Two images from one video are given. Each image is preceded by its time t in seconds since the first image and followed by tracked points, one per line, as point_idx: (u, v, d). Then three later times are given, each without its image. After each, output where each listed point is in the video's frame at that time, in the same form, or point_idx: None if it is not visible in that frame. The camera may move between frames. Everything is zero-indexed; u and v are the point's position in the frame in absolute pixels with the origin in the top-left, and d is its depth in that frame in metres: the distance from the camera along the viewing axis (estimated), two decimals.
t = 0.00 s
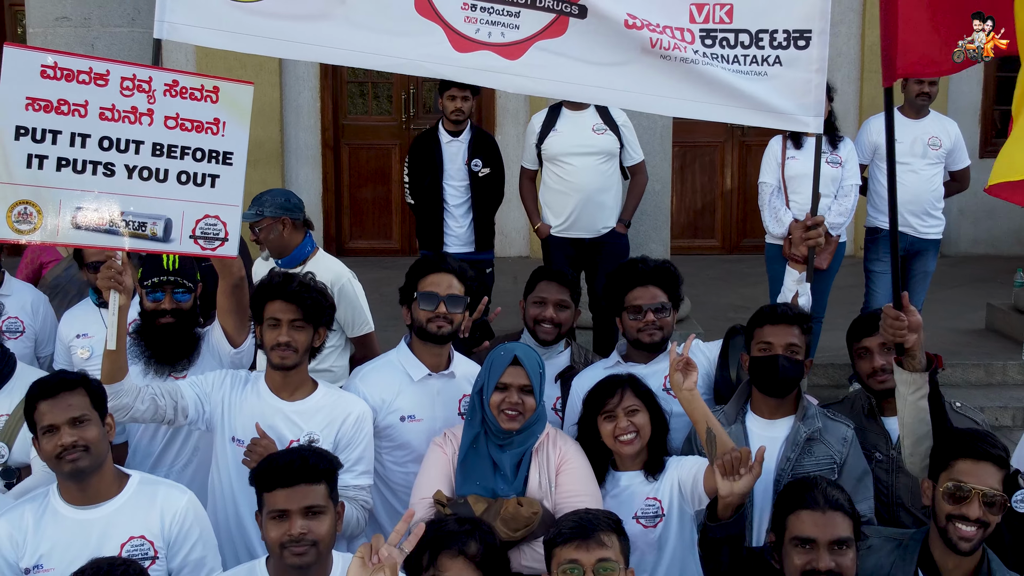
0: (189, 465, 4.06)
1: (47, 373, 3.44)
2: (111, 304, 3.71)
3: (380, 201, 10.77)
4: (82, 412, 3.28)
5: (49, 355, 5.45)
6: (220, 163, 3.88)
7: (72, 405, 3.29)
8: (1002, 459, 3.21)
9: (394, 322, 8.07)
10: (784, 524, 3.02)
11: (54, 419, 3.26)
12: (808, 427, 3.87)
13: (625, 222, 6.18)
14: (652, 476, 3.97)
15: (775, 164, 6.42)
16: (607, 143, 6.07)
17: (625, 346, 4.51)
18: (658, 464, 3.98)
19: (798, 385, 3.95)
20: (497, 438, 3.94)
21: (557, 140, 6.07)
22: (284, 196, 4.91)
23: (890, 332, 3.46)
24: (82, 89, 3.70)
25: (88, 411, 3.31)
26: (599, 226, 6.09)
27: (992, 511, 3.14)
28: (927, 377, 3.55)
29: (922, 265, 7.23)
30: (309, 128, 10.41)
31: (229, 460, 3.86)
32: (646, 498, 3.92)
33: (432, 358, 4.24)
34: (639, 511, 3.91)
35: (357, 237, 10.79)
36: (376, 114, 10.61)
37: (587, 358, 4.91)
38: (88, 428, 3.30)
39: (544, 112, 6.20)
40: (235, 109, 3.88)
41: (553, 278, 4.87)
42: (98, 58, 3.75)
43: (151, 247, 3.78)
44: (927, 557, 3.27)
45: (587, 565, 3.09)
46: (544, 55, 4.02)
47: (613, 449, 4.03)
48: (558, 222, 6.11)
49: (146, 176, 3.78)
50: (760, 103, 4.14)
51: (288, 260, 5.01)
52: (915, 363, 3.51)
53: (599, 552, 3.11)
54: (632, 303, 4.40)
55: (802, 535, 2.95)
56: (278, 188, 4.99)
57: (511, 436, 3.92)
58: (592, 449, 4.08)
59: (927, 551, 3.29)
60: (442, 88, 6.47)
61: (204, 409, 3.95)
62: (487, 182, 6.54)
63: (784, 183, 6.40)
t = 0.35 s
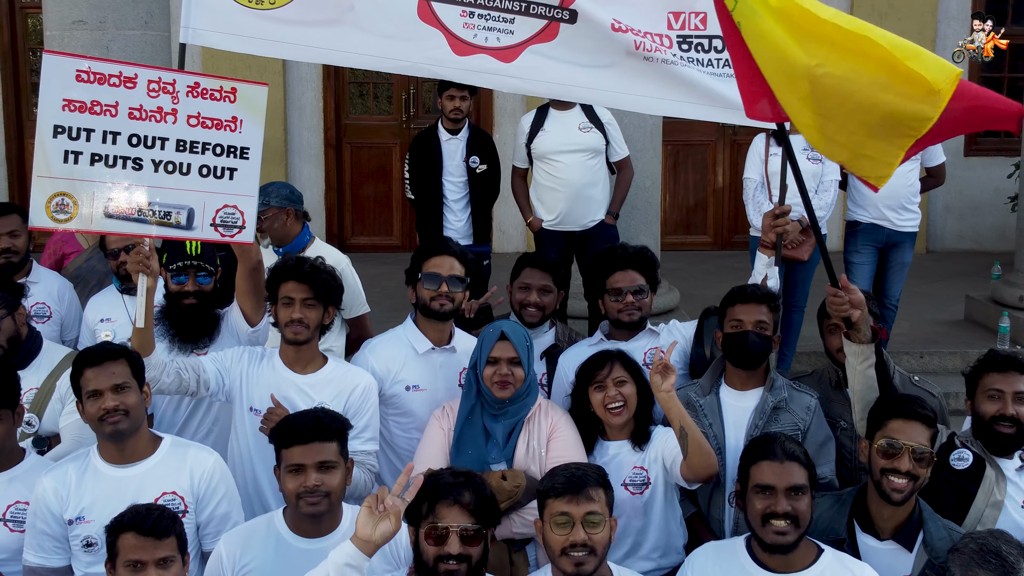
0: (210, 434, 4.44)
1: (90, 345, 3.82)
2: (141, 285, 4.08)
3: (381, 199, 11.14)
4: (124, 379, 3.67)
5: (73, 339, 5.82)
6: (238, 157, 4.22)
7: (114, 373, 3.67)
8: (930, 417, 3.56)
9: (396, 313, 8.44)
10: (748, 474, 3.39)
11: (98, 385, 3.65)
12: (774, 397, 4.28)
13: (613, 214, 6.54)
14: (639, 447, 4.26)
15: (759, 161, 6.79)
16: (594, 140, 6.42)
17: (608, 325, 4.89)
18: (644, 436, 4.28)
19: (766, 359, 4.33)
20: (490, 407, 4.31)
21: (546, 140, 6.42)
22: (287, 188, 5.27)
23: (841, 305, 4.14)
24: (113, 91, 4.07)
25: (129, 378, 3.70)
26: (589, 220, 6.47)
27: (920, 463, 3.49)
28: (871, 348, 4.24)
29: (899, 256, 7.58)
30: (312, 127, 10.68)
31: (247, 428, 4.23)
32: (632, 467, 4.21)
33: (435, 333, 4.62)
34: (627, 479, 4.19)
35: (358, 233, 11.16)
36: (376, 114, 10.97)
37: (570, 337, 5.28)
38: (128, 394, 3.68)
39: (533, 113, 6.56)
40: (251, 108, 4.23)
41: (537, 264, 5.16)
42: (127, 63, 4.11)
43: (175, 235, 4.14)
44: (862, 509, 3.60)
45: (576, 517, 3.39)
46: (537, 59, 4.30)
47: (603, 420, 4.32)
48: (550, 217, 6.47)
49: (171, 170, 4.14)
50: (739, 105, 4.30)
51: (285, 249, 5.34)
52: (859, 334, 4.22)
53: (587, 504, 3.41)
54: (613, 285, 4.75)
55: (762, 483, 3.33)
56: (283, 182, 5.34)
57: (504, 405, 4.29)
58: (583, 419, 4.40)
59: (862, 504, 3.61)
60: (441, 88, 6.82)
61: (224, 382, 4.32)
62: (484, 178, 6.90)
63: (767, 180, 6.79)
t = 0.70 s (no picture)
0: (227, 408, 4.79)
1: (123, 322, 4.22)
2: (163, 270, 4.45)
3: (381, 196, 11.45)
4: (154, 351, 4.04)
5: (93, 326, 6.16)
6: (251, 150, 4.56)
7: (145, 347, 4.05)
8: (883, 388, 3.89)
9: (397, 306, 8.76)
10: (718, 436, 3.78)
11: (130, 357, 4.03)
12: (749, 372, 4.65)
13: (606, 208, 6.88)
14: (622, 420, 4.61)
15: (744, 158, 7.11)
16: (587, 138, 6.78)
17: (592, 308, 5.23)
18: (626, 410, 4.63)
19: (741, 339, 4.69)
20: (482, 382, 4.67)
21: (544, 137, 6.76)
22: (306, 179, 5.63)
23: (808, 286, 4.50)
24: (136, 90, 4.43)
25: (158, 352, 4.08)
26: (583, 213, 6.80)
27: (874, 430, 3.84)
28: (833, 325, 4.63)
29: (879, 249, 7.85)
30: (314, 126, 11.14)
31: (261, 400, 4.57)
32: (616, 440, 4.55)
33: (440, 314, 4.98)
34: (610, 450, 4.54)
35: (360, 229, 11.50)
36: (377, 114, 11.32)
37: (561, 319, 5.64)
38: (157, 366, 4.06)
39: (529, 112, 6.90)
40: (262, 104, 4.57)
41: (530, 254, 5.42)
42: (148, 64, 4.46)
43: (193, 222, 4.46)
44: (822, 474, 3.96)
45: (559, 477, 3.69)
46: (531, 60, 4.75)
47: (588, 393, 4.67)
48: (546, 211, 6.81)
49: (189, 163, 4.48)
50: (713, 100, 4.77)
51: (293, 238, 5.65)
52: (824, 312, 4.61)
53: (569, 466, 3.71)
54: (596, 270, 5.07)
55: (730, 443, 3.71)
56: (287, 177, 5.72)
57: (498, 380, 4.64)
58: (571, 394, 4.77)
59: (823, 468, 3.96)
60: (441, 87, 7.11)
61: (239, 358, 4.66)
62: (482, 174, 7.24)
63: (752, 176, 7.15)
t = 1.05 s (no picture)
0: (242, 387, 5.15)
1: (148, 304, 4.56)
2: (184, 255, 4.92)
3: (382, 193, 11.81)
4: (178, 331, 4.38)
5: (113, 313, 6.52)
6: (266, 145, 4.91)
7: (169, 326, 4.40)
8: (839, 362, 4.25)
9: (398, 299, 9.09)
10: (695, 407, 4.14)
11: (156, 336, 4.37)
12: (729, 353, 4.98)
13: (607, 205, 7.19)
14: (609, 396, 4.96)
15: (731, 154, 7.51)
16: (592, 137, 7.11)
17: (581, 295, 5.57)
18: (614, 387, 4.98)
19: (720, 323, 5.04)
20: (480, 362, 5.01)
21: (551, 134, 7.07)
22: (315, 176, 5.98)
23: (786, 274, 4.90)
24: (162, 90, 4.80)
25: (181, 331, 4.42)
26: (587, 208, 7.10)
27: (832, 402, 4.18)
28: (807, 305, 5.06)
29: (860, 243, 8.13)
30: (318, 126, 11.39)
31: (274, 378, 4.92)
32: (603, 413, 4.90)
33: (447, 300, 5.32)
34: (598, 423, 4.88)
35: (362, 226, 11.83)
36: (378, 114, 11.68)
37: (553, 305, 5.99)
38: (181, 343, 4.40)
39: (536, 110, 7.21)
40: (277, 103, 4.93)
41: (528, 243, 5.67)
42: (173, 66, 4.84)
43: (212, 212, 4.81)
44: (788, 443, 4.29)
45: (544, 443, 3.98)
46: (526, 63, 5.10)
47: (578, 370, 5.02)
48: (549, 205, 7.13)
49: (209, 156, 4.84)
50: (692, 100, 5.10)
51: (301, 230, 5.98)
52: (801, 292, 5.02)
53: (552, 433, 4.00)
54: (584, 259, 5.42)
55: (705, 412, 4.08)
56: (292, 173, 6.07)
57: (494, 359, 4.98)
58: (563, 372, 5.12)
59: (788, 439, 4.31)
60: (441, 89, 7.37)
61: (253, 339, 5.01)
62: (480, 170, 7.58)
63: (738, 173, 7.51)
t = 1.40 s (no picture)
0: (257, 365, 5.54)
1: (167, 286, 4.93)
2: (204, 243, 5.35)
3: (383, 191, 12.18)
4: (196, 312, 4.73)
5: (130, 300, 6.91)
6: (276, 140, 5.27)
7: (188, 308, 4.75)
8: (805, 338, 4.59)
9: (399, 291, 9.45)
10: (673, 378, 4.51)
11: (176, 317, 4.74)
12: (706, 332, 5.38)
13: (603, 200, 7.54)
14: (597, 373, 5.34)
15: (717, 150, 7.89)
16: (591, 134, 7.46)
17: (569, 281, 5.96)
18: (601, 364, 5.37)
19: (698, 304, 5.42)
20: (478, 342, 5.42)
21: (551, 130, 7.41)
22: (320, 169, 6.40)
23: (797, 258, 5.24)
24: (181, 89, 5.20)
25: (199, 313, 4.77)
26: (582, 201, 7.47)
27: (801, 374, 4.54)
28: (803, 289, 5.38)
29: (841, 234, 8.34)
30: (319, 124, 11.84)
31: (285, 356, 5.30)
32: (593, 391, 5.27)
33: (446, 284, 5.71)
34: (588, 400, 5.25)
35: (362, 222, 12.21)
36: (378, 112, 12.04)
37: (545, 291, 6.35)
38: (198, 323, 4.76)
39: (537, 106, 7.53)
40: (287, 101, 5.31)
41: (521, 232, 6.05)
42: (192, 67, 5.24)
43: (227, 202, 5.20)
44: (759, 413, 4.68)
45: (535, 409, 4.36)
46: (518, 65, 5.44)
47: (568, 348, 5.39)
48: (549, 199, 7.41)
49: (224, 151, 5.22)
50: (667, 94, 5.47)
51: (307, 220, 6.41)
52: (800, 279, 5.36)
53: (543, 399, 4.37)
54: (574, 246, 5.83)
55: (683, 382, 4.45)
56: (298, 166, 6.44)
57: (491, 339, 5.40)
58: (553, 351, 5.48)
59: (759, 409, 4.69)
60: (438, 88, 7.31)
61: (266, 320, 5.38)
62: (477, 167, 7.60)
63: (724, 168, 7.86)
